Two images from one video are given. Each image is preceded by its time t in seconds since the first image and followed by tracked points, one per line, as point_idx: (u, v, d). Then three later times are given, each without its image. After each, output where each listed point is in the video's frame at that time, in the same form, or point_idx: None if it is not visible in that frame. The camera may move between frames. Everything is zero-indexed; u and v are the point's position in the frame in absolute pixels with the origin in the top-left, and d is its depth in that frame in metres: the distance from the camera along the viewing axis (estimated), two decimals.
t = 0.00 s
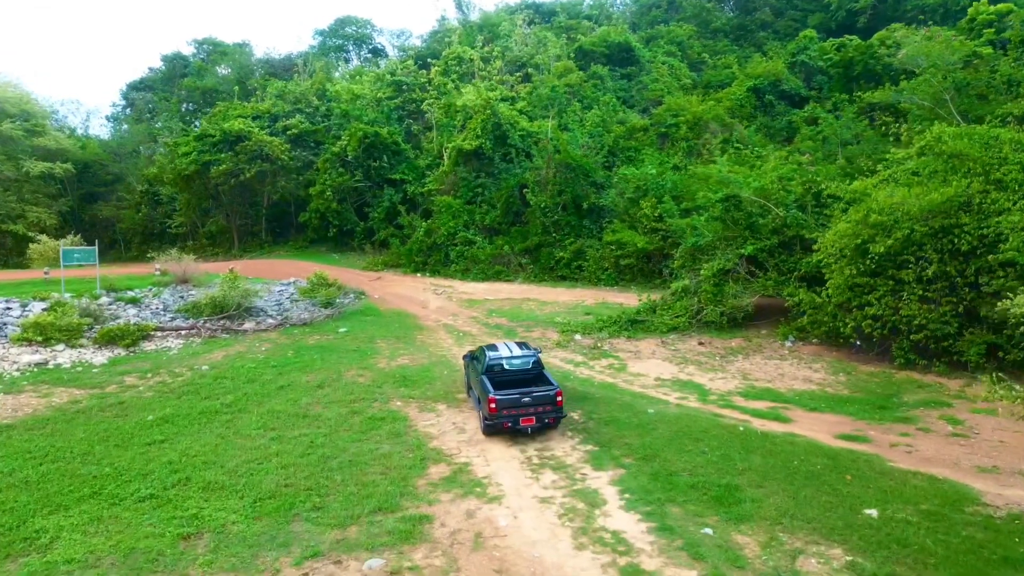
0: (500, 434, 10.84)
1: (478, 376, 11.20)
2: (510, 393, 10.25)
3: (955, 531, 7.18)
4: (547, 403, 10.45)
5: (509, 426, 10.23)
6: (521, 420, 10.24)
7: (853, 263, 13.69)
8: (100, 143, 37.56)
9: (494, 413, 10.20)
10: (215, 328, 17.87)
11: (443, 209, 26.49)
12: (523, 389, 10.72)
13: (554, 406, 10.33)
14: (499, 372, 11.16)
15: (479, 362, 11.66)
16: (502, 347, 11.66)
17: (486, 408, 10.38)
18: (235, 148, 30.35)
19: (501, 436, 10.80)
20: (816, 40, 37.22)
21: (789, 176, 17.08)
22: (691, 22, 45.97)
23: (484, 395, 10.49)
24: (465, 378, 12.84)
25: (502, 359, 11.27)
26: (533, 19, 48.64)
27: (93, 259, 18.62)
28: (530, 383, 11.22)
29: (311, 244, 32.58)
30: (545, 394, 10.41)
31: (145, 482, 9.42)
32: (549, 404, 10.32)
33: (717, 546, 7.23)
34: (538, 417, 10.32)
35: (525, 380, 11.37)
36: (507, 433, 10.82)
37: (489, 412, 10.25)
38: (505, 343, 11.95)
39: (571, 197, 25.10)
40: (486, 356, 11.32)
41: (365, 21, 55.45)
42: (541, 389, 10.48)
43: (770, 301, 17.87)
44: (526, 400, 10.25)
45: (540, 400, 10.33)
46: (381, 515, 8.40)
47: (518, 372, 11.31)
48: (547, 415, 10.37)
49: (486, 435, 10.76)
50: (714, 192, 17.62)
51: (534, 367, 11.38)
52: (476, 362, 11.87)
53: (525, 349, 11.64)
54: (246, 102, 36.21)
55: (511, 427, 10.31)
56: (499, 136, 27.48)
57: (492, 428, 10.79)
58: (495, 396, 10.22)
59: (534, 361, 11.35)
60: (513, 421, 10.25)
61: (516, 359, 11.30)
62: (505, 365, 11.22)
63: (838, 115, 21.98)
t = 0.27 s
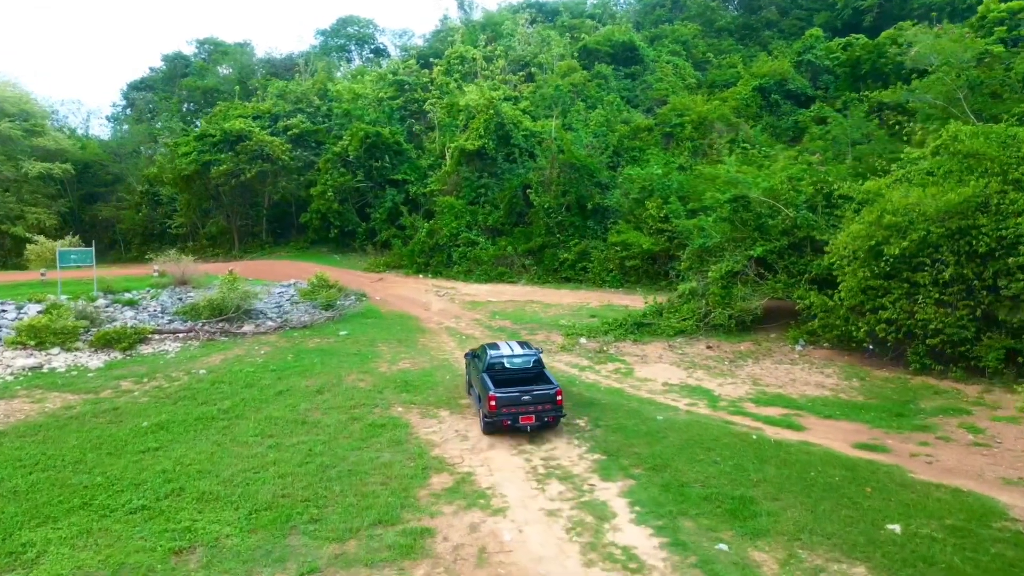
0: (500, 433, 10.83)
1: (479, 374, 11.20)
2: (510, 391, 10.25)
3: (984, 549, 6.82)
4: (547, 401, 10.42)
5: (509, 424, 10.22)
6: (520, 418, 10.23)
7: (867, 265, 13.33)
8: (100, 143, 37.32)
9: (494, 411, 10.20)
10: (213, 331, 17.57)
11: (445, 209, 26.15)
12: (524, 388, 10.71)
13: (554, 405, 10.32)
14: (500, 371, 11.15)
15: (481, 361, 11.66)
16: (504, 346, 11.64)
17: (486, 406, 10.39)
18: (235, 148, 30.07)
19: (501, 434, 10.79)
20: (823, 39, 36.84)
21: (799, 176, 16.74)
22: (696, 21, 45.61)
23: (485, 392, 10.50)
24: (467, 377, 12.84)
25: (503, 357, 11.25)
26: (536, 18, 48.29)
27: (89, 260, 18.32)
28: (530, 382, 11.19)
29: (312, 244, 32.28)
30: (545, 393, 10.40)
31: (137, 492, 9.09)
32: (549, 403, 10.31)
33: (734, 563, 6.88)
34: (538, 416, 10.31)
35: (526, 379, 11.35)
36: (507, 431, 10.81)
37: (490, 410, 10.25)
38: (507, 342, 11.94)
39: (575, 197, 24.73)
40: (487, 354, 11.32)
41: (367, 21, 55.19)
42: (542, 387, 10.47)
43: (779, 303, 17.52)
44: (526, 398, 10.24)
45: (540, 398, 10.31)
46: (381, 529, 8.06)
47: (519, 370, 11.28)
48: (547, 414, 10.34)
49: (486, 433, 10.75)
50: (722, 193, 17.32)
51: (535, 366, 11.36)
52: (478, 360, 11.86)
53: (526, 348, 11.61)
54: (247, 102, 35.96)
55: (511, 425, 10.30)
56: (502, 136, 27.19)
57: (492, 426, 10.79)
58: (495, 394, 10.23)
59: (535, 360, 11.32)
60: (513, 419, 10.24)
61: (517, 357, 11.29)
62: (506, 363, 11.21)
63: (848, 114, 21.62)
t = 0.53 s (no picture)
0: (500, 432, 10.90)
1: (481, 373, 11.23)
2: (510, 390, 10.31)
3: None
4: (547, 401, 10.47)
5: (509, 423, 10.27)
6: (521, 417, 10.29)
7: (883, 267, 12.90)
8: (100, 143, 37.03)
9: (495, 410, 10.26)
10: (211, 334, 17.19)
11: (448, 210, 25.74)
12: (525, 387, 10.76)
13: (554, 404, 10.37)
14: (501, 370, 11.16)
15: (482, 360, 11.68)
16: (506, 345, 11.65)
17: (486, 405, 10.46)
18: (236, 148, 29.75)
19: (501, 433, 10.85)
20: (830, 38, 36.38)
21: (812, 176, 16.32)
22: (700, 20, 45.20)
23: (486, 391, 10.56)
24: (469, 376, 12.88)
25: (504, 356, 11.27)
26: (540, 17, 47.89)
27: (85, 262, 17.96)
28: (531, 381, 11.19)
29: (314, 246, 31.93)
30: (545, 392, 10.44)
31: (127, 506, 8.70)
32: (549, 402, 10.36)
33: None
34: (538, 415, 10.36)
35: (527, 378, 11.35)
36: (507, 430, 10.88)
37: (490, 409, 10.31)
38: (509, 342, 11.94)
39: (580, 198, 24.32)
40: (489, 354, 11.35)
41: (369, 20, 54.88)
42: (542, 387, 10.52)
43: (790, 306, 17.11)
44: (526, 397, 10.30)
45: (540, 398, 10.36)
46: (381, 546, 7.65)
47: (520, 370, 11.28)
48: (547, 413, 10.39)
49: (487, 432, 10.82)
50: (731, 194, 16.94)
51: (536, 366, 11.37)
52: (479, 359, 11.87)
53: (527, 348, 11.61)
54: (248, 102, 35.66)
55: (512, 424, 10.35)
56: (506, 136, 26.85)
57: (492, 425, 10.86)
58: (496, 393, 10.29)
59: (536, 359, 11.31)
60: (513, 418, 10.30)
61: (518, 356, 11.29)
62: (507, 363, 11.21)
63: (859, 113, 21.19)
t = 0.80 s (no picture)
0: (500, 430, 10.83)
1: (480, 371, 11.10)
2: (509, 389, 10.22)
3: None
4: (547, 399, 10.38)
5: (509, 421, 10.19)
6: (520, 415, 10.21)
7: (897, 270, 12.53)
8: (99, 143, 36.78)
9: (494, 409, 10.17)
10: (209, 337, 16.87)
11: (450, 210, 25.41)
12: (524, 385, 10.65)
13: (553, 402, 10.29)
14: (500, 369, 10.99)
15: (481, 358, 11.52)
16: (505, 343, 11.49)
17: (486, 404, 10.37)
18: (235, 147, 29.44)
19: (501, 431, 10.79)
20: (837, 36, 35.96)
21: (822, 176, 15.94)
22: (705, 18, 44.80)
23: (485, 390, 10.46)
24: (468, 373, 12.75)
25: (503, 354, 11.12)
26: (542, 16, 47.54)
27: (81, 263, 17.64)
28: (531, 379, 11.05)
29: (315, 247, 31.61)
30: (545, 390, 10.34)
31: (117, 518, 8.37)
32: (548, 400, 10.27)
33: None
34: (537, 413, 10.27)
35: (526, 376, 11.21)
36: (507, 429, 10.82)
37: (490, 407, 10.22)
38: (508, 340, 11.77)
39: (584, 198, 23.96)
40: (488, 352, 11.21)
41: (371, 20, 54.58)
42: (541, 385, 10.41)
43: (800, 308, 16.73)
44: (526, 396, 10.21)
45: (539, 396, 10.26)
46: (380, 563, 7.30)
47: (520, 368, 11.12)
48: (547, 411, 10.31)
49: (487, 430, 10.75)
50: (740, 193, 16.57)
51: (536, 363, 11.21)
52: (478, 357, 11.72)
53: (527, 346, 11.43)
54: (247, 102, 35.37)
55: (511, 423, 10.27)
56: (508, 135, 26.52)
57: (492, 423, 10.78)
58: (495, 392, 10.20)
59: (535, 357, 11.14)
60: (512, 417, 10.22)
61: (518, 354, 11.13)
62: (506, 361, 11.05)
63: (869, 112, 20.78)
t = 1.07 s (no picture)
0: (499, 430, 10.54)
1: (479, 371, 10.75)
2: (509, 389, 9.89)
3: None
4: (547, 399, 10.06)
5: (509, 423, 9.89)
6: (520, 416, 9.90)
7: (916, 272, 12.07)
8: (98, 143, 36.44)
9: (493, 410, 9.85)
10: (206, 341, 16.47)
11: (452, 210, 25.02)
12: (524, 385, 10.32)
13: (553, 402, 9.98)
14: (500, 369, 10.62)
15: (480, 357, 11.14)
16: (505, 342, 11.10)
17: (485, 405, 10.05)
18: (234, 146, 29.06)
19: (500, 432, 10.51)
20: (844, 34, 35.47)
21: (835, 176, 15.50)
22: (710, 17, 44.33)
23: (484, 391, 10.12)
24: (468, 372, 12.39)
25: (503, 354, 10.73)
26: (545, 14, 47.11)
27: (75, 265, 17.26)
28: (531, 379, 10.69)
29: (315, 247, 31.22)
30: (545, 390, 10.01)
31: (102, 536, 7.94)
32: (549, 400, 9.96)
33: None
34: (538, 414, 9.97)
35: (527, 376, 10.85)
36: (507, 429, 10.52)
37: (489, 408, 9.90)
38: (509, 338, 11.38)
39: (589, 198, 23.53)
40: (487, 351, 10.83)
41: (372, 19, 54.20)
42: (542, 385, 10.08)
43: (812, 311, 16.24)
44: (526, 396, 9.88)
45: (540, 396, 9.93)
46: None
47: (520, 367, 10.76)
48: (547, 412, 10.01)
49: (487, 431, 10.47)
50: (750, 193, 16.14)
51: (537, 362, 10.84)
52: (478, 356, 11.35)
53: (527, 345, 11.04)
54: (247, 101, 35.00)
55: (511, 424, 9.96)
56: (511, 134, 26.11)
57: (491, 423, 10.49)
58: (495, 393, 9.87)
59: (535, 356, 10.75)
60: (512, 418, 9.91)
61: (518, 354, 10.74)
62: (506, 361, 10.67)
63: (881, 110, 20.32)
